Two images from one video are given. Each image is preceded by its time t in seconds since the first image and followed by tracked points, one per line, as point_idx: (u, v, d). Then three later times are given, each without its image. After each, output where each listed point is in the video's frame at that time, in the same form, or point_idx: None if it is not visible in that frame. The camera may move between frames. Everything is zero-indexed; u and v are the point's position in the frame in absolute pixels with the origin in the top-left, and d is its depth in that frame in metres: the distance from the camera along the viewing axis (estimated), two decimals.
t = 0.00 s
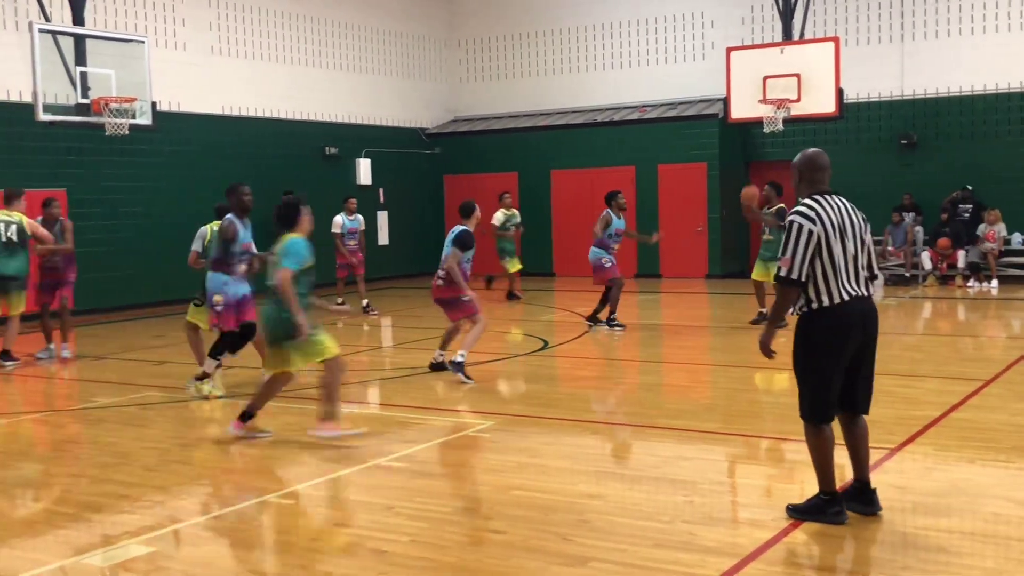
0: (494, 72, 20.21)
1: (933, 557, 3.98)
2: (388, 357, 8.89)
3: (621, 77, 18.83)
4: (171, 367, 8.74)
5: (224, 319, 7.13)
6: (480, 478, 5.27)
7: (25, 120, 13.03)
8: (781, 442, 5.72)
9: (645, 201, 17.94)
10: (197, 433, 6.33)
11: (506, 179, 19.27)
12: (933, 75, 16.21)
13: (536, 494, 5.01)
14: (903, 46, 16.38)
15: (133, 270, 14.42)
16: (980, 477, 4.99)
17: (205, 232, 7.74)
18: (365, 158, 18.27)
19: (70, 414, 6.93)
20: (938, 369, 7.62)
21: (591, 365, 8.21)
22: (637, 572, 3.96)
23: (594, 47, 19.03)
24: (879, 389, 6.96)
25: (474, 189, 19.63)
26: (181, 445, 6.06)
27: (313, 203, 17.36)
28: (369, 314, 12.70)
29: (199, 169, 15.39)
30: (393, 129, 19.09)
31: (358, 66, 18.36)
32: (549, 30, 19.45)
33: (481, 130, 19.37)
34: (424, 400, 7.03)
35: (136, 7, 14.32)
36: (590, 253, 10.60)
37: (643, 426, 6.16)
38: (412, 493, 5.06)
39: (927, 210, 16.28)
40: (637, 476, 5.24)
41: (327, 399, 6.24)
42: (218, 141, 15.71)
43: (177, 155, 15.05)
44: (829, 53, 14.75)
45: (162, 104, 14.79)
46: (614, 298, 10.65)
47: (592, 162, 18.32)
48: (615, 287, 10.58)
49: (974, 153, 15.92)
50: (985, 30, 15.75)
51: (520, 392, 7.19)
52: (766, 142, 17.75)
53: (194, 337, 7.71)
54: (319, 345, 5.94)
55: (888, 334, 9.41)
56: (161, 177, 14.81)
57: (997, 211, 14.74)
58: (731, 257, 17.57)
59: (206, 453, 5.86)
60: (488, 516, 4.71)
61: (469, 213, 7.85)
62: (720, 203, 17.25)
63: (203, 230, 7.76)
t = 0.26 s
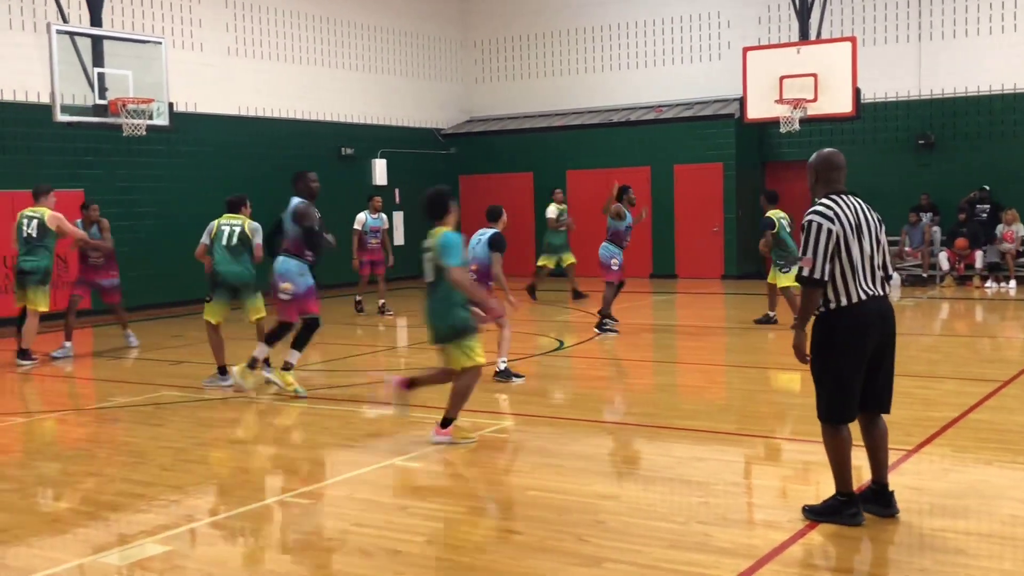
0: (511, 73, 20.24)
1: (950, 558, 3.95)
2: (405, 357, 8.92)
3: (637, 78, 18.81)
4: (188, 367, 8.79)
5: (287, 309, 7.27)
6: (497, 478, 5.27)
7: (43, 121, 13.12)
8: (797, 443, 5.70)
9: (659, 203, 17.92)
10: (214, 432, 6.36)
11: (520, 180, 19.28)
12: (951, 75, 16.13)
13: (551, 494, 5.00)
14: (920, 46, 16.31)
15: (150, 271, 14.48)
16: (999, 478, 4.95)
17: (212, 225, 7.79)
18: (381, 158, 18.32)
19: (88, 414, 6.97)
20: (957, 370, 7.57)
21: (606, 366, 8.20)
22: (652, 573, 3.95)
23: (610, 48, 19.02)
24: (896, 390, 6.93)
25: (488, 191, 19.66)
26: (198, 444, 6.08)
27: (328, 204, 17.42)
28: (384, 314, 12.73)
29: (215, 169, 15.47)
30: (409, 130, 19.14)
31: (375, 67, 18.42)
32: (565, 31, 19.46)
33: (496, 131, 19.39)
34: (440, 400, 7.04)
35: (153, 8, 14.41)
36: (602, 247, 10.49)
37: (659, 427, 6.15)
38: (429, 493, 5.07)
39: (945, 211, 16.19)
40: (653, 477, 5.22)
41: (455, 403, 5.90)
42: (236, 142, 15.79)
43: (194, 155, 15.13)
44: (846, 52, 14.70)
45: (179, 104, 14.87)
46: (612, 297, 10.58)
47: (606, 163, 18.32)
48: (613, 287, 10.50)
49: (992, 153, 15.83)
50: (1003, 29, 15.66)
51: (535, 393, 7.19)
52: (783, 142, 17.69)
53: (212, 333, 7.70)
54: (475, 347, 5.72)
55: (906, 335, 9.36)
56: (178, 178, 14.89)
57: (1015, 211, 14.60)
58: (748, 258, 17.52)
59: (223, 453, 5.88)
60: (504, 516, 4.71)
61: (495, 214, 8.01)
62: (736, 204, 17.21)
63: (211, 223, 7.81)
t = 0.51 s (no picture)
0: (521, 74, 20.24)
1: (962, 560, 3.93)
2: (415, 358, 8.93)
3: (648, 78, 18.80)
4: (199, 366, 8.82)
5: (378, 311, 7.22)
6: (508, 478, 5.27)
7: (56, 122, 13.18)
8: (808, 444, 5.69)
9: (669, 203, 17.91)
10: (226, 432, 6.38)
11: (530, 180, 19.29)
12: (963, 75, 16.08)
13: (562, 495, 5.00)
14: (932, 46, 16.26)
15: (161, 270, 14.53)
16: (1011, 480, 4.93)
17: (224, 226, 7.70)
18: (391, 159, 18.36)
19: (100, 413, 7.00)
20: (969, 371, 7.54)
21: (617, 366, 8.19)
22: (663, 574, 3.94)
23: (621, 48, 19.01)
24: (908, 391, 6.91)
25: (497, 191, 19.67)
26: (210, 444, 6.10)
27: (339, 204, 17.46)
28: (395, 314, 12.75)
29: (227, 170, 15.52)
30: (419, 130, 19.16)
31: (386, 68, 18.44)
32: (576, 31, 19.46)
33: (506, 131, 19.40)
34: (451, 401, 7.04)
35: (165, 9, 14.47)
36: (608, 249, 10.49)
37: (669, 428, 6.15)
38: (440, 493, 5.07)
39: (957, 211, 16.13)
40: (664, 477, 5.22)
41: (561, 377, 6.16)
42: (247, 142, 15.84)
43: (206, 155, 15.18)
44: (857, 52, 14.68)
45: (191, 105, 14.92)
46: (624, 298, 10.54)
47: (615, 164, 18.30)
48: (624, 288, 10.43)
49: (1005, 154, 15.77)
50: (1016, 29, 15.60)
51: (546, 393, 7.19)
52: (794, 142, 17.66)
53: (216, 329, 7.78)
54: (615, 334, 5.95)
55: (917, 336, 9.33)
56: (190, 178, 14.94)
57: None
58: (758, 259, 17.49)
59: (234, 452, 5.90)
60: (515, 516, 4.71)
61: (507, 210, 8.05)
62: (747, 205, 17.18)
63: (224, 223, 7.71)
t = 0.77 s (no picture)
0: (528, 76, 20.26)
1: (970, 564, 3.92)
2: (422, 360, 8.94)
3: (654, 80, 18.79)
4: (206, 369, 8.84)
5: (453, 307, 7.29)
6: (514, 480, 5.27)
7: (63, 124, 13.20)
8: (815, 447, 5.68)
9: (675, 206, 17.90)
10: (232, 434, 6.39)
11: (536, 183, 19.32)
12: (971, 77, 16.04)
13: (568, 498, 5.00)
14: (940, 48, 16.23)
15: (168, 272, 14.55)
16: (1019, 483, 4.91)
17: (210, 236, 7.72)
18: (398, 161, 18.39)
19: (107, 415, 7.01)
20: (976, 374, 7.52)
21: (623, 369, 8.19)
22: None
23: (628, 51, 19.01)
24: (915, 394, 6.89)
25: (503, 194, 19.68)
26: (217, 446, 6.10)
27: (345, 207, 17.48)
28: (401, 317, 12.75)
29: (234, 172, 15.54)
30: (426, 133, 19.19)
31: (393, 70, 18.47)
32: (582, 33, 19.47)
33: (513, 134, 19.41)
34: (457, 403, 7.05)
35: (172, 11, 14.51)
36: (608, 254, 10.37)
37: (675, 430, 6.14)
38: (446, 496, 5.07)
39: (964, 213, 16.09)
40: (670, 480, 5.21)
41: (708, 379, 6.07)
42: (254, 144, 15.88)
43: (213, 157, 15.20)
44: (865, 54, 14.66)
45: (198, 107, 14.95)
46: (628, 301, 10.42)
47: (622, 166, 18.30)
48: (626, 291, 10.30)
49: (1013, 156, 15.73)
50: (1023, 30, 15.58)
51: (552, 396, 7.18)
52: (801, 144, 17.63)
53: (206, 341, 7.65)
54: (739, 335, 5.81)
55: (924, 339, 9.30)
56: (197, 181, 14.96)
57: None
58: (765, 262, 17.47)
59: (241, 455, 5.91)
60: (521, 519, 4.70)
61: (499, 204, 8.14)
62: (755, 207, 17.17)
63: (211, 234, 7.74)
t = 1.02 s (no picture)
0: (532, 85, 20.29)
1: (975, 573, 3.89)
2: (427, 368, 8.94)
3: (659, 89, 18.81)
4: (210, 377, 8.84)
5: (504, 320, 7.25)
6: (518, 489, 5.26)
7: (68, 133, 13.26)
8: (819, 456, 5.66)
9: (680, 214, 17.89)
10: (236, 442, 6.39)
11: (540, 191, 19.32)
12: (975, 85, 16.04)
13: (571, 506, 4.98)
14: (943, 56, 16.23)
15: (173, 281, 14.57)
16: None
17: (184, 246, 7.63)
18: (403, 170, 18.44)
19: (111, 424, 7.02)
20: (981, 382, 7.49)
21: (627, 377, 8.18)
22: None
23: (632, 59, 19.03)
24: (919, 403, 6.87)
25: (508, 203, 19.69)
26: (221, 455, 6.10)
27: (350, 215, 17.51)
28: (405, 325, 12.74)
29: (238, 181, 15.59)
30: (430, 141, 19.23)
31: (397, 79, 18.52)
32: (587, 42, 19.51)
33: (517, 143, 19.44)
34: (461, 412, 7.04)
35: (176, 20, 14.57)
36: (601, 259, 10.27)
37: (679, 439, 6.13)
38: (450, 504, 5.06)
39: (969, 222, 16.06)
40: (674, 489, 5.20)
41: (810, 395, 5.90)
42: (259, 153, 15.93)
43: (218, 166, 15.25)
44: (868, 62, 14.67)
45: (203, 116, 15.01)
46: (621, 305, 10.54)
47: (626, 175, 18.31)
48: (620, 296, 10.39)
49: (1017, 164, 15.71)
50: None
51: (556, 405, 7.18)
52: (805, 152, 17.63)
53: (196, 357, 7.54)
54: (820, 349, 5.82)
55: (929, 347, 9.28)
56: (202, 189, 15.00)
57: None
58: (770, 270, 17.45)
59: (245, 463, 5.90)
60: (525, 528, 4.69)
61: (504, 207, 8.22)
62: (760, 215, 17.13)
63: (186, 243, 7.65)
